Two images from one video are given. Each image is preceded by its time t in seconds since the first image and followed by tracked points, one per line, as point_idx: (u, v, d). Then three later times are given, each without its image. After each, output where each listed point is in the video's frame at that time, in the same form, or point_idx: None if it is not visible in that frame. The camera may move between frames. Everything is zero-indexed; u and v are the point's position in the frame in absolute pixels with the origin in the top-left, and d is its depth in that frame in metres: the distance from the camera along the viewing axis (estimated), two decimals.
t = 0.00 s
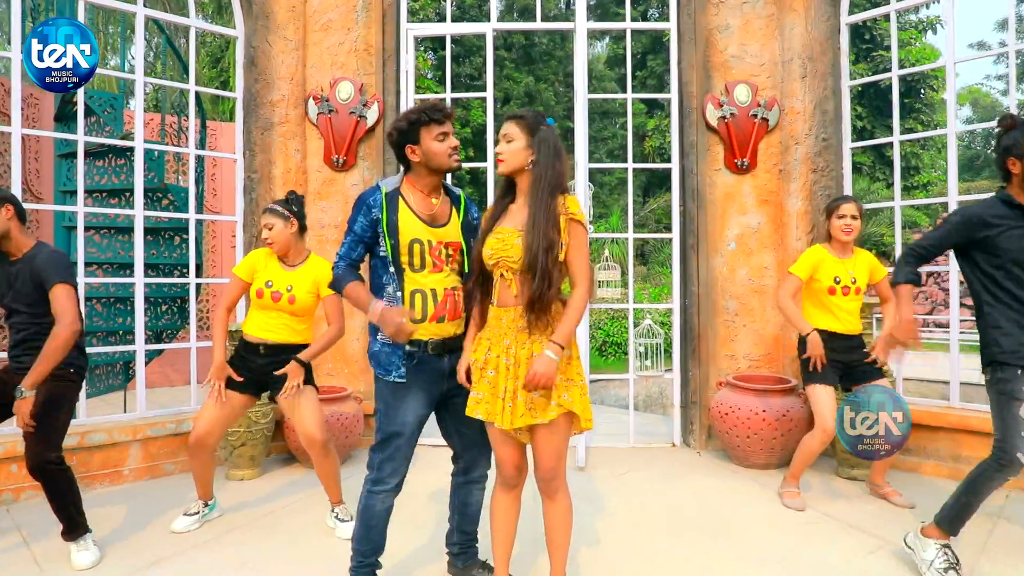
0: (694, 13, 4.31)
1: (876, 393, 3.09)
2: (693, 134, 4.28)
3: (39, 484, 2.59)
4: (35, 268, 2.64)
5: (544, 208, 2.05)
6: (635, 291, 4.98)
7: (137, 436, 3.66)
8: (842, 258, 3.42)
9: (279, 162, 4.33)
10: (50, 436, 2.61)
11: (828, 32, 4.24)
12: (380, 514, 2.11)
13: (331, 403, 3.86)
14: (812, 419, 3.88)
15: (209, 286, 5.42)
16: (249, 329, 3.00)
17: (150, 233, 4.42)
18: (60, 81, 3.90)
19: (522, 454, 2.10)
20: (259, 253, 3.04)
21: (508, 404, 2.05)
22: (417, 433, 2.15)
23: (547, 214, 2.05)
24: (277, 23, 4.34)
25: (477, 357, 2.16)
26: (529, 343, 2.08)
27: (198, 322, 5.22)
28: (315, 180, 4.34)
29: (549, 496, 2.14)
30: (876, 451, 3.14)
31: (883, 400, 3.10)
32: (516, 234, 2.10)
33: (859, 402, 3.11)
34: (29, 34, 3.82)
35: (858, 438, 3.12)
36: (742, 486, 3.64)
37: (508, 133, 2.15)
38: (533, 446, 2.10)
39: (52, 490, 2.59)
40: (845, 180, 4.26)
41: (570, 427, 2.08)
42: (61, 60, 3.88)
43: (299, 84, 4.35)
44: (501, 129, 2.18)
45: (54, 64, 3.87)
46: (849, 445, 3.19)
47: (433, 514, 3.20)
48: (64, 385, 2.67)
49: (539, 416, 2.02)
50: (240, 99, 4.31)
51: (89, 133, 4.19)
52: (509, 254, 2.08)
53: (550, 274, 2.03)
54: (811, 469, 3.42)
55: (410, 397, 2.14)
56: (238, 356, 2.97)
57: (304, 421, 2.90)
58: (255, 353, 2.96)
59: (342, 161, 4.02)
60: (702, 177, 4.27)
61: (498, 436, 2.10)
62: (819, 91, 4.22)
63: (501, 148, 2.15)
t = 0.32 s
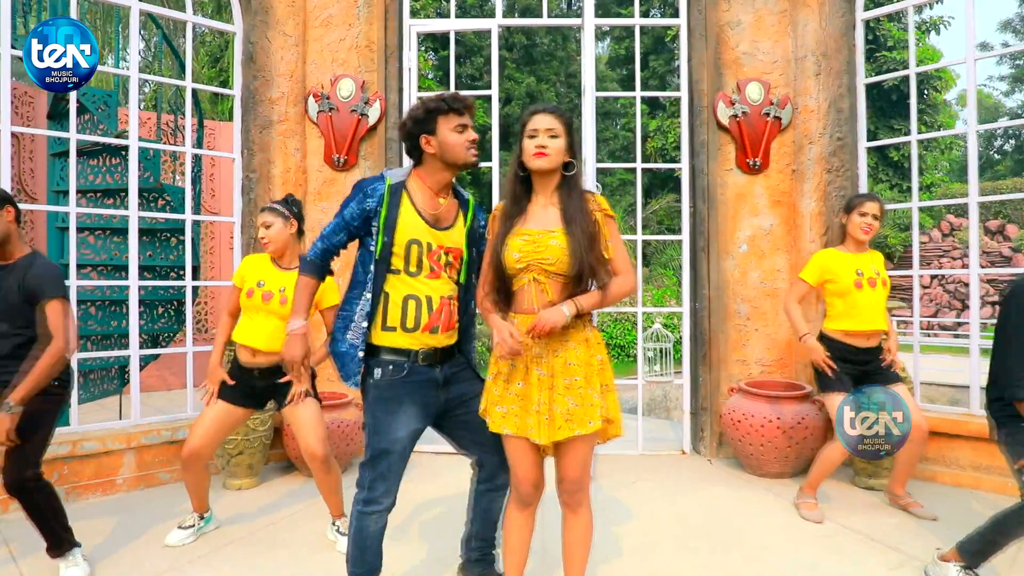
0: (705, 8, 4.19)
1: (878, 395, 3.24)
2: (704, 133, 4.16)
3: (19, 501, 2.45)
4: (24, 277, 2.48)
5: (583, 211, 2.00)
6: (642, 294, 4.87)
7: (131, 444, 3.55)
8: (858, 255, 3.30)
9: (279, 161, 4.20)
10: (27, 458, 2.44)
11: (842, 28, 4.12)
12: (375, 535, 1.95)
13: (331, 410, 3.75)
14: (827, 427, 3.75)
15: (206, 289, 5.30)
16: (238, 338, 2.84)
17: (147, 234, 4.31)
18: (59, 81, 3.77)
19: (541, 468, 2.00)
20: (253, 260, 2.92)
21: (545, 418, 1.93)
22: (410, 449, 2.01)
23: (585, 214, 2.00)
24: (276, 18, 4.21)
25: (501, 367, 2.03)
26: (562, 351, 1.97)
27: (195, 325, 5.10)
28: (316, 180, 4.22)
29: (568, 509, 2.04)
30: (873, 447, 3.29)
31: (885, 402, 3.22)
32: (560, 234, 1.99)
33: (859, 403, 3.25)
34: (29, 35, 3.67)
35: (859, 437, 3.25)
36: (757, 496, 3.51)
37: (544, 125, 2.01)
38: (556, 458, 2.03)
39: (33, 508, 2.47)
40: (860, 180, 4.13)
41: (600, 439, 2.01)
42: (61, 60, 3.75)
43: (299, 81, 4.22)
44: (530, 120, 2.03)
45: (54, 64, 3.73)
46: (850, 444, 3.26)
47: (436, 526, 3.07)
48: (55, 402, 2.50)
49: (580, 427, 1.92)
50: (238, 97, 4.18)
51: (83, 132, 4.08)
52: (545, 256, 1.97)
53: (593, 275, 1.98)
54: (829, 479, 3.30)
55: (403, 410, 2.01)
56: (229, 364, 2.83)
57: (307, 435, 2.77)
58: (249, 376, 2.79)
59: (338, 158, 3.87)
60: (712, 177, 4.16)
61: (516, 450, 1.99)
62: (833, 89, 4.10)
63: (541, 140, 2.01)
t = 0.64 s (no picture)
0: (709, 8, 4.17)
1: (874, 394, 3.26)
2: (708, 134, 4.14)
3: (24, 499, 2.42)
4: (31, 271, 2.47)
5: (602, 212, 2.02)
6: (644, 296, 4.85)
7: (131, 447, 3.52)
8: (861, 268, 3.26)
9: (280, 163, 4.17)
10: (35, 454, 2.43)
11: (847, 28, 4.09)
12: (394, 539, 1.92)
13: (334, 412, 3.72)
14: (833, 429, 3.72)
15: (206, 290, 5.28)
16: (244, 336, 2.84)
17: (147, 235, 4.29)
18: (59, 81, 3.77)
19: (551, 474, 1.96)
20: (255, 251, 2.91)
21: (571, 421, 1.91)
22: (434, 447, 1.95)
23: (604, 213, 2.03)
24: (278, 18, 4.18)
25: (519, 372, 1.95)
26: (584, 352, 1.96)
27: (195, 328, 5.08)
28: (317, 181, 4.20)
29: (578, 513, 2.01)
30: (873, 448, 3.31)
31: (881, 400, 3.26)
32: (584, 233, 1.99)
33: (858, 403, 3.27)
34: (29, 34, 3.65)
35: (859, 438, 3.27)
36: (763, 499, 3.48)
37: (559, 122, 1.99)
38: (567, 461, 2.01)
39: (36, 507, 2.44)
40: (865, 181, 4.08)
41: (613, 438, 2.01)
42: (61, 60, 3.74)
43: (300, 82, 4.20)
44: (545, 117, 2.00)
45: (54, 64, 3.73)
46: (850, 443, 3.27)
47: (439, 530, 3.04)
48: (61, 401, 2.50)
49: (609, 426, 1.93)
50: (239, 97, 4.15)
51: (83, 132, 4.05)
52: (572, 257, 1.96)
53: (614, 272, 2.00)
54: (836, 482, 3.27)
55: (426, 409, 1.94)
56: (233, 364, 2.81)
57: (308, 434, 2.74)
58: (249, 363, 2.78)
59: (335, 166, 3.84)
60: (716, 177, 4.13)
61: (530, 455, 1.94)
62: (837, 90, 4.06)
63: (559, 137, 1.98)
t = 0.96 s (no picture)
0: (704, 14, 4.27)
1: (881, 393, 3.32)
2: (703, 137, 4.23)
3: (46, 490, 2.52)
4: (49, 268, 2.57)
5: (584, 221, 2.15)
6: (642, 295, 4.94)
7: (139, 442, 3.60)
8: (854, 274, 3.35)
9: (284, 165, 4.25)
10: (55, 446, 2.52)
11: (840, 33, 4.17)
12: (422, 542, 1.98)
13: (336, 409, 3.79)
14: (825, 425, 3.81)
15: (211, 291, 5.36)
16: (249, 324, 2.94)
17: (153, 236, 4.37)
18: (59, 81, 3.74)
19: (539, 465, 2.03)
20: (262, 253, 2.98)
21: (547, 407, 1.99)
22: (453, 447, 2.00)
23: (585, 221, 2.16)
24: (282, 23, 4.27)
25: (495, 365, 2.01)
26: (556, 342, 2.06)
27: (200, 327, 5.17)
28: (321, 183, 4.28)
29: (564, 503, 2.09)
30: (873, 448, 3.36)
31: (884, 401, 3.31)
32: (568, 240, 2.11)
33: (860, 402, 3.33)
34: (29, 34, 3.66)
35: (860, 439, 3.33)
36: (757, 493, 3.56)
37: (545, 138, 2.07)
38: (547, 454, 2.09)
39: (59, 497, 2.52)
40: (857, 183, 4.16)
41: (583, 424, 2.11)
42: (62, 60, 3.72)
43: (304, 86, 4.28)
44: (536, 133, 2.06)
45: (54, 64, 3.71)
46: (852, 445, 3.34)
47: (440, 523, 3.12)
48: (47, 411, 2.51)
49: (579, 405, 2.05)
50: (244, 101, 4.24)
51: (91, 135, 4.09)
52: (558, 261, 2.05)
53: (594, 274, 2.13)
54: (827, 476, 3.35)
55: (445, 411, 1.97)
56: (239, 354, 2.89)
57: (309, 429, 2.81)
58: (256, 345, 2.86)
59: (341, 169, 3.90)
60: (711, 179, 4.22)
61: (513, 446, 2.00)
62: (830, 93, 4.15)
63: (547, 155, 2.06)
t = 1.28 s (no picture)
0: (697, 24, 4.47)
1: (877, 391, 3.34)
2: (696, 142, 4.43)
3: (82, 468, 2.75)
4: (76, 268, 2.76)
5: (555, 220, 2.36)
6: (638, 294, 5.14)
7: (159, 432, 3.79)
8: (839, 265, 3.54)
9: (295, 169, 4.45)
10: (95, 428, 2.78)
11: (826, 43, 4.37)
12: (434, 517, 2.17)
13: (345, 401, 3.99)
14: (810, 417, 4.00)
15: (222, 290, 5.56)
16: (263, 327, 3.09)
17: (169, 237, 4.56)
18: (59, 81, 3.91)
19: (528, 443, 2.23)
20: (276, 257, 3.20)
21: (528, 384, 2.19)
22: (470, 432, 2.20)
23: (559, 222, 2.38)
24: (293, 33, 4.47)
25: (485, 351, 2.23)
26: (538, 325, 2.26)
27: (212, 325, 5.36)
28: (330, 186, 4.47)
29: (552, 481, 2.26)
30: (877, 450, 3.34)
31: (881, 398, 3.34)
32: (543, 235, 2.31)
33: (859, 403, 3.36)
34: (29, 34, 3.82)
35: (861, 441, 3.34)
36: (746, 481, 3.76)
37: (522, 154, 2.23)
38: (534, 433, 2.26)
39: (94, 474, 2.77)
40: (843, 186, 4.36)
41: (568, 399, 2.28)
42: (61, 60, 3.92)
43: (314, 93, 4.48)
44: (513, 149, 2.22)
45: (54, 64, 3.88)
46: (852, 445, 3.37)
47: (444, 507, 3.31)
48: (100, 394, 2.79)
49: (560, 380, 2.23)
50: (256, 108, 4.44)
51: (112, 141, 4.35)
52: (540, 254, 2.26)
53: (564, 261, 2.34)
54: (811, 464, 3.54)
55: (465, 397, 2.17)
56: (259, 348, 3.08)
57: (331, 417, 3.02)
58: (273, 360, 3.02)
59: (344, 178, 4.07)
60: (703, 183, 4.42)
61: (504, 424, 2.20)
62: (817, 100, 4.34)
63: (525, 168, 2.23)
